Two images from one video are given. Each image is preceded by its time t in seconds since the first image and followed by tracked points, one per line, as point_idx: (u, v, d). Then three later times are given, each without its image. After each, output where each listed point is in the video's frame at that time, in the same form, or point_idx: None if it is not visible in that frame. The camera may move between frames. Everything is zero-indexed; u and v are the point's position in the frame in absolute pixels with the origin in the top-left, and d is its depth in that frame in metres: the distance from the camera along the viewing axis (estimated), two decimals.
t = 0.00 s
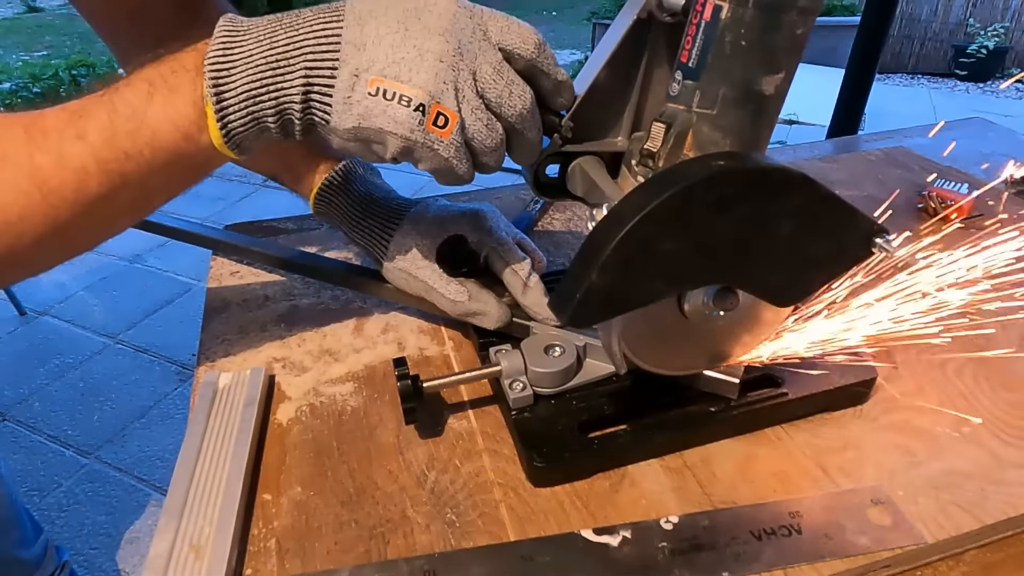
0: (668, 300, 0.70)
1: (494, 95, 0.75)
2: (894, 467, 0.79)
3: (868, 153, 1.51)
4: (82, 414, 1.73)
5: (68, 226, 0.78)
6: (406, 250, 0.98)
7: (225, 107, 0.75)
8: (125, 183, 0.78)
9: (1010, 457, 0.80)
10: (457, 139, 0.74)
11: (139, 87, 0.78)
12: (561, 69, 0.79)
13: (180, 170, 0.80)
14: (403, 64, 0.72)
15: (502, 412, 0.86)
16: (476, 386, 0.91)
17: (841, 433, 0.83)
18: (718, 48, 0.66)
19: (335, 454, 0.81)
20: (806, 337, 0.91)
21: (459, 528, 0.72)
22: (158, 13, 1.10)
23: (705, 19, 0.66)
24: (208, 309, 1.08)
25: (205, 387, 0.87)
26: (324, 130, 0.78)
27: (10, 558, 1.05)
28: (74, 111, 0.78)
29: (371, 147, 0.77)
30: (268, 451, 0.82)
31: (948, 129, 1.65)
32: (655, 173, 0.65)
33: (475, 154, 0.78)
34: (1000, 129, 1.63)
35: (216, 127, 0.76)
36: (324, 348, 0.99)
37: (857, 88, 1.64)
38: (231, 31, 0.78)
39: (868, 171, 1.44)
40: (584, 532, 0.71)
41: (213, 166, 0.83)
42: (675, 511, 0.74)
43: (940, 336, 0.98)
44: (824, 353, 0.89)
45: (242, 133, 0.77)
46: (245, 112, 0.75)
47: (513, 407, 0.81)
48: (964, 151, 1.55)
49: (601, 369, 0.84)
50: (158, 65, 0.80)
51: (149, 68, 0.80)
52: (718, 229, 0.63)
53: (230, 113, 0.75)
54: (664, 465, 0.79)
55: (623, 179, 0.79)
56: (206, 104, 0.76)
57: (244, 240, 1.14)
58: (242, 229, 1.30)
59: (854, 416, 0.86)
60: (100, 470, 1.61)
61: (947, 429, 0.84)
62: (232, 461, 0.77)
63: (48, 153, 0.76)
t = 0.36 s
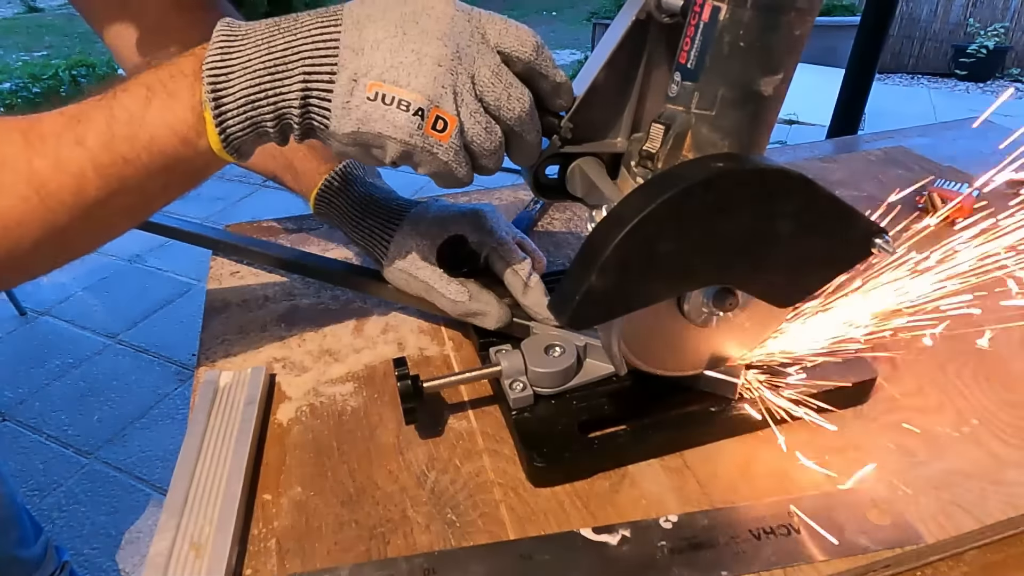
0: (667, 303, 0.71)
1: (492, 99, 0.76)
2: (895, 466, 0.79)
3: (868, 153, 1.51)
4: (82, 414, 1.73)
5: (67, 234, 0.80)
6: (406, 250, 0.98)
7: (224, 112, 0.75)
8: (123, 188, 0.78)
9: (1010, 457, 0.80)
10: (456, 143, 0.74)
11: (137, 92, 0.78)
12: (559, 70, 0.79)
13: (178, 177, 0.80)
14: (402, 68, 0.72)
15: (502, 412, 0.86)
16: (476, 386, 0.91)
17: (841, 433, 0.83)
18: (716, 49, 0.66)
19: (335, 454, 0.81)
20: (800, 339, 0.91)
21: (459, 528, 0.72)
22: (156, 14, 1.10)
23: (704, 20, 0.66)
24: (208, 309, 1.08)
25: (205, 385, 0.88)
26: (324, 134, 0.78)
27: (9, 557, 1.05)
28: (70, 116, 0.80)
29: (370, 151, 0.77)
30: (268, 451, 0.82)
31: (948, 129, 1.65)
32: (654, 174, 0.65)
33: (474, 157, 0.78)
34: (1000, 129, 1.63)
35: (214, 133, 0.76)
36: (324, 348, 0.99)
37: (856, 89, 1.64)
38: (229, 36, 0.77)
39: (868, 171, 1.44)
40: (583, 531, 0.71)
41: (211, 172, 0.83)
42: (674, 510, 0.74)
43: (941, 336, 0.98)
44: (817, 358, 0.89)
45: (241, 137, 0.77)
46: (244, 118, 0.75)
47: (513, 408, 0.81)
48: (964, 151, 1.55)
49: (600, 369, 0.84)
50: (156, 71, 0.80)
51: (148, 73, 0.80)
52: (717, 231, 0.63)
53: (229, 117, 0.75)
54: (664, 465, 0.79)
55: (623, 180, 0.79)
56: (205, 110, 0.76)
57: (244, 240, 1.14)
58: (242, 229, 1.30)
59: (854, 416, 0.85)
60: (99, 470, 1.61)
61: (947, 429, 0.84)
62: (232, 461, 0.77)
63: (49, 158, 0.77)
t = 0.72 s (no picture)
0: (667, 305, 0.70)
1: (491, 102, 0.75)
2: (895, 466, 0.78)
3: (868, 153, 1.51)
4: (82, 414, 1.73)
5: (82, 250, 0.79)
6: (407, 249, 0.98)
7: (228, 127, 0.76)
8: (137, 209, 0.79)
9: (1010, 457, 0.80)
10: (456, 148, 0.74)
11: (142, 111, 0.79)
12: (558, 71, 0.79)
13: (187, 192, 0.81)
14: (399, 75, 0.72)
15: (502, 412, 0.86)
16: (476, 386, 0.91)
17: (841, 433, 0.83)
18: (715, 50, 0.66)
19: (335, 454, 0.81)
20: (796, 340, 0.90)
21: (459, 528, 0.72)
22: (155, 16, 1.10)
23: (703, 21, 0.66)
24: (208, 309, 1.08)
25: (206, 383, 0.88)
26: (325, 143, 0.78)
27: (10, 556, 1.05)
28: (81, 139, 0.80)
29: (371, 158, 0.77)
30: (268, 451, 0.82)
31: (948, 128, 1.65)
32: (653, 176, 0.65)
33: (475, 161, 0.78)
34: (1000, 129, 1.63)
35: (219, 145, 0.77)
36: (324, 348, 0.99)
37: (856, 89, 1.64)
38: (228, 49, 0.78)
39: (868, 171, 1.44)
40: (582, 530, 0.71)
41: (219, 183, 0.84)
42: (674, 510, 0.74)
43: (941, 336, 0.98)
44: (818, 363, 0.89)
45: (245, 149, 0.78)
46: (247, 130, 0.76)
47: (513, 407, 0.81)
48: (964, 151, 1.55)
49: (600, 369, 0.83)
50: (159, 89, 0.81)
51: (151, 92, 0.81)
52: (716, 232, 0.63)
53: (234, 132, 0.76)
54: (664, 465, 0.79)
55: (623, 181, 0.79)
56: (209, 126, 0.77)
57: (244, 240, 1.14)
58: (242, 229, 1.30)
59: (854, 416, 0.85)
60: (99, 470, 1.61)
61: (947, 429, 0.84)
62: (232, 461, 0.77)
63: (56, 168, 0.78)
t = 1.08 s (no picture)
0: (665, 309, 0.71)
1: (486, 108, 0.75)
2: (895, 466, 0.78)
3: (868, 153, 1.51)
4: (82, 414, 1.72)
5: (85, 254, 0.79)
6: (407, 249, 0.98)
7: (226, 136, 0.77)
8: (140, 214, 0.80)
9: (1010, 457, 0.80)
10: (451, 155, 0.75)
11: (142, 120, 0.80)
12: (552, 75, 0.79)
13: (190, 196, 0.82)
14: (394, 84, 0.72)
15: (502, 412, 0.86)
16: (476, 386, 0.91)
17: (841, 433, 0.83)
18: (710, 54, 0.66)
19: (335, 454, 0.81)
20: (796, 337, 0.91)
21: (459, 528, 0.72)
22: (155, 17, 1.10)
23: (697, 24, 0.66)
24: (208, 309, 1.08)
25: (207, 382, 0.88)
26: (323, 150, 0.79)
27: (10, 556, 1.05)
28: (84, 147, 0.80)
29: (368, 165, 0.77)
30: (268, 451, 0.82)
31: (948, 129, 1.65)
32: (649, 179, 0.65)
33: (471, 166, 0.79)
34: (1000, 129, 1.63)
35: (217, 155, 0.78)
36: (324, 348, 0.99)
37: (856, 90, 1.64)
38: (225, 58, 0.78)
39: (868, 171, 1.44)
40: (581, 529, 0.71)
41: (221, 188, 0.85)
42: (673, 509, 0.74)
43: (940, 337, 0.98)
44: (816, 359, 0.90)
45: (244, 158, 0.79)
46: (245, 140, 0.77)
47: (513, 407, 0.81)
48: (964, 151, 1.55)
49: (600, 369, 0.83)
50: (158, 100, 0.81)
51: (151, 102, 0.82)
52: (713, 234, 0.63)
53: (231, 138, 0.77)
54: (664, 465, 0.79)
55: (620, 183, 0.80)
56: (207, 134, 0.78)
57: (244, 240, 1.14)
58: (242, 229, 1.30)
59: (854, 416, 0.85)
60: (99, 470, 1.61)
61: (947, 429, 0.84)
62: (232, 460, 0.77)
63: (57, 172, 0.78)
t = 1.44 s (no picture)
0: (665, 310, 0.71)
1: (483, 113, 0.75)
2: (895, 466, 0.78)
3: (868, 153, 1.51)
4: (82, 414, 1.72)
5: (85, 253, 0.79)
6: (406, 249, 0.98)
7: (224, 138, 0.77)
8: (140, 213, 0.80)
9: (1010, 457, 0.80)
10: (448, 160, 0.75)
11: (140, 121, 0.80)
12: (552, 78, 0.79)
13: (190, 197, 0.82)
14: (391, 89, 0.72)
15: (502, 412, 0.86)
16: (476, 386, 0.91)
17: (841, 433, 0.83)
18: (708, 55, 0.65)
19: (335, 454, 0.81)
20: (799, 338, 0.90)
21: (458, 528, 0.72)
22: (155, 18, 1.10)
23: (695, 26, 0.66)
24: (208, 309, 1.08)
25: (207, 381, 0.88)
26: (320, 152, 0.79)
27: (9, 556, 1.05)
28: (83, 148, 0.80)
29: (366, 168, 0.78)
30: (268, 451, 0.82)
31: (947, 128, 1.65)
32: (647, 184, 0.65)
33: (468, 170, 0.79)
34: (1000, 129, 1.63)
35: (216, 156, 0.78)
36: (324, 348, 0.99)
37: (856, 90, 1.64)
38: (224, 59, 0.78)
39: (868, 171, 1.44)
40: (580, 527, 0.71)
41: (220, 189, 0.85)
42: (673, 509, 0.74)
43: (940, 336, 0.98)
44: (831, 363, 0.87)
45: (242, 159, 0.79)
46: (243, 141, 0.77)
47: (513, 408, 0.81)
48: (964, 151, 1.55)
49: (601, 369, 0.83)
50: (157, 100, 0.81)
51: (149, 102, 0.82)
52: (712, 238, 0.63)
53: (230, 140, 0.77)
54: (664, 465, 0.79)
55: (619, 185, 0.78)
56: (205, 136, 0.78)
57: (243, 240, 1.14)
58: (242, 229, 1.30)
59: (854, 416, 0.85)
60: (99, 470, 1.61)
61: (947, 428, 0.84)
62: (232, 460, 0.77)
63: (57, 171, 0.78)
